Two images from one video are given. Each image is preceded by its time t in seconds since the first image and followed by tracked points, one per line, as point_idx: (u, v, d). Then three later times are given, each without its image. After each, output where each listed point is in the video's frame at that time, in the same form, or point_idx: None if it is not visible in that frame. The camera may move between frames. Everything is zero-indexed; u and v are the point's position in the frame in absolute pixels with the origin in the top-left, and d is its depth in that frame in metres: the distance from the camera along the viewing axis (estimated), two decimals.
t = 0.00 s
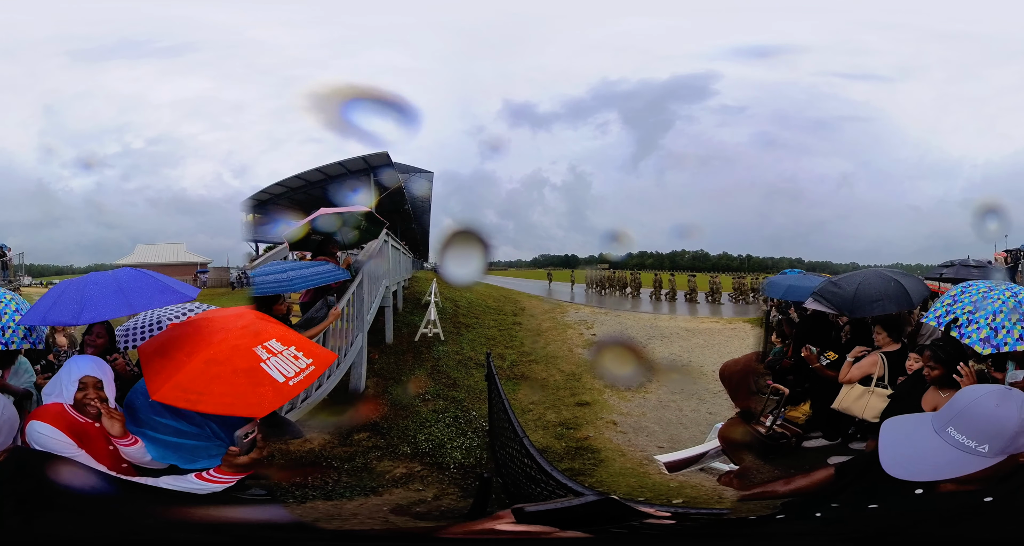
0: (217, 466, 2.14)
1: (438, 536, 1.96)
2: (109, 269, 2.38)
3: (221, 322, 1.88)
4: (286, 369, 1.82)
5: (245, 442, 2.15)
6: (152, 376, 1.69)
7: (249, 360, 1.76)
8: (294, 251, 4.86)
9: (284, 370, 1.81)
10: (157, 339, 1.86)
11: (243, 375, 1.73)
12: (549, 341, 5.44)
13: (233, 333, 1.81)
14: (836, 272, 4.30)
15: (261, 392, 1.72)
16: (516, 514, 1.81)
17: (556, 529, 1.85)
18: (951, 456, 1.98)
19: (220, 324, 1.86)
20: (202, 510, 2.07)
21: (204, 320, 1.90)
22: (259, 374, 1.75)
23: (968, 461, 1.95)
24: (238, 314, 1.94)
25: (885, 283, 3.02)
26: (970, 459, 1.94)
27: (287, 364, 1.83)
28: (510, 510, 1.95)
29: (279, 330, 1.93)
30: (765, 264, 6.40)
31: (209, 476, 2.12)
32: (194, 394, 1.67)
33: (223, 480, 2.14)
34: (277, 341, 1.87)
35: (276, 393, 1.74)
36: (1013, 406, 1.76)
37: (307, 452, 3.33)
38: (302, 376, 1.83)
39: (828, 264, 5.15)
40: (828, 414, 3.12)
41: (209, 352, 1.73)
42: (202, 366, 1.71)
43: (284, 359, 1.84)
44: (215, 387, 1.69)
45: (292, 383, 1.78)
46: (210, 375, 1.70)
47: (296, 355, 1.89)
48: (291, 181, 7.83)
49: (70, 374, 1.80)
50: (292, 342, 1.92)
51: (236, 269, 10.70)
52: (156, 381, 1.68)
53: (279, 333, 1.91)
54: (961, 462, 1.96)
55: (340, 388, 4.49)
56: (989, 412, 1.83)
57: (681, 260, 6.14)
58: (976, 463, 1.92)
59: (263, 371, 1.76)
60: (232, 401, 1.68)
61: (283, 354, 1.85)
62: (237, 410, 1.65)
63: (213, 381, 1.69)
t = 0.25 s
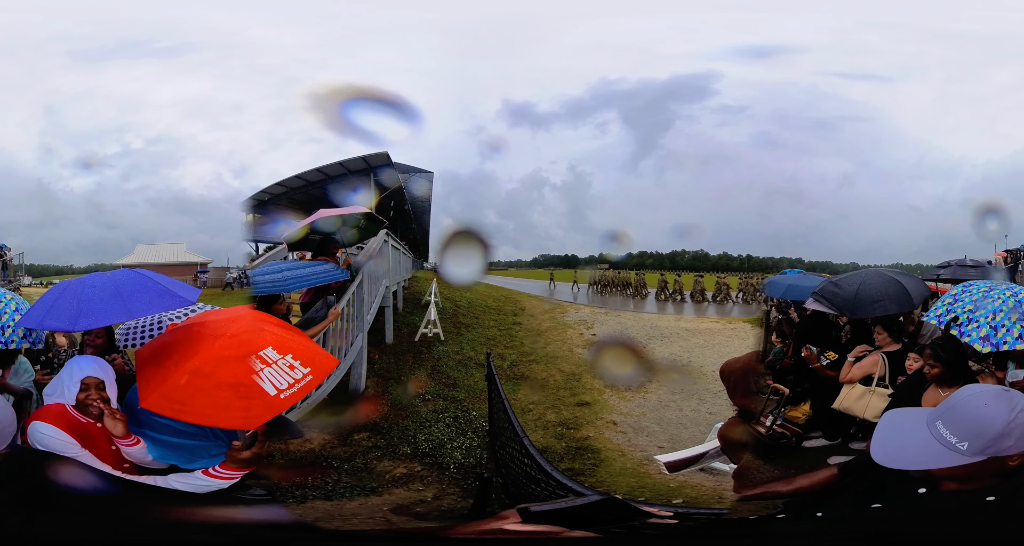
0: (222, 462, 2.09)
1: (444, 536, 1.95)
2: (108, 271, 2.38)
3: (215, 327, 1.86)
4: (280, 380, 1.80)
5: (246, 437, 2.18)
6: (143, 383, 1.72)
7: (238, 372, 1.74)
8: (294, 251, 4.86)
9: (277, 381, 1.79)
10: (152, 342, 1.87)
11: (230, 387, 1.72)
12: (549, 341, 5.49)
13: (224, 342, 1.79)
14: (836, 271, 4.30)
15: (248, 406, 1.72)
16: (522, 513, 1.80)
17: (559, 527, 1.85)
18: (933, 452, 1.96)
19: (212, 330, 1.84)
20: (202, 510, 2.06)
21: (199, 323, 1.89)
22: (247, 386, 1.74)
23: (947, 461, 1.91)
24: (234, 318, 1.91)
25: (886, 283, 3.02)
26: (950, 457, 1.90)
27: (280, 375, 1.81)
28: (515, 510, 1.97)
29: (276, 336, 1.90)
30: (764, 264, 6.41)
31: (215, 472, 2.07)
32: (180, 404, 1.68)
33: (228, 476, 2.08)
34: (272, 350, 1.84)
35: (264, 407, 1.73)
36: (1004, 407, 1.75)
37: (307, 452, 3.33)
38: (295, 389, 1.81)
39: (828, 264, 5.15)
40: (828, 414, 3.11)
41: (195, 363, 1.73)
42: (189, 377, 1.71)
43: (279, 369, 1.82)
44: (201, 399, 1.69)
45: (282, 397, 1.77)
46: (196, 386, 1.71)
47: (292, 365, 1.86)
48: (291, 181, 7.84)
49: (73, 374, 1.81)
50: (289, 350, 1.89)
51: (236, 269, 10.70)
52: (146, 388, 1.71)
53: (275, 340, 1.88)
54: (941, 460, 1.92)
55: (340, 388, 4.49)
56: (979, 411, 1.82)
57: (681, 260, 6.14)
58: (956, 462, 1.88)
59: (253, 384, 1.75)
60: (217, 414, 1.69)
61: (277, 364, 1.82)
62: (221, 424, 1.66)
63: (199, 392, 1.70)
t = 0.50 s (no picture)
0: (223, 464, 2.13)
1: (438, 536, 1.97)
2: (107, 272, 2.39)
3: (209, 329, 1.86)
4: (276, 382, 1.81)
5: (245, 438, 2.21)
6: (140, 384, 1.74)
7: (232, 376, 1.75)
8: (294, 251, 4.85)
9: (273, 383, 1.80)
10: (151, 342, 1.88)
11: (224, 391, 1.74)
12: (549, 341, 5.44)
13: (218, 344, 1.79)
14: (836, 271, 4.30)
15: (242, 408, 1.74)
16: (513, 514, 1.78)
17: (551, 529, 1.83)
18: (932, 446, 1.94)
19: (207, 332, 1.84)
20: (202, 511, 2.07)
21: (194, 324, 1.89)
22: (241, 389, 1.75)
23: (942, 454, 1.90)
24: (229, 319, 1.90)
25: (888, 283, 3.01)
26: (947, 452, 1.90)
27: (277, 377, 1.82)
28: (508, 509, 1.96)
29: (272, 336, 1.89)
30: (765, 264, 6.40)
31: (214, 472, 2.09)
32: (175, 406, 1.70)
33: (230, 477, 2.12)
34: (268, 351, 1.83)
35: (259, 410, 1.75)
36: None
37: (307, 453, 3.34)
38: (290, 391, 1.82)
39: (828, 264, 5.15)
40: (829, 414, 3.11)
41: (189, 366, 1.74)
42: (183, 380, 1.73)
43: (275, 370, 1.82)
44: (195, 402, 1.72)
45: (278, 399, 1.78)
46: (191, 388, 1.73)
47: (288, 366, 1.86)
48: (291, 181, 7.84)
49: (75, 374, 1.80)
50: (286, 350, 1.88)
51: (236, 269, 10.69)
52: (142, 389, 1.73)
53: (271, 340, 1.86)
54: (935, 453, 1.91)
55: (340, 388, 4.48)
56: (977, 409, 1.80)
57: (681, 260, 6.14)
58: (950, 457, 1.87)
59: (247, 387, 1.76)
60: (211, 416, 1.71)
61: (274, 365, 1.82)
62: (215, 426, 1.69)
63: (193, 395, 1.72)
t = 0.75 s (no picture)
0: (222, 465, 2.12)
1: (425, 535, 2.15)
2: (105, 272, 2.39)
3: (207, 330, 1.85)
4: (276, 382, 1.83)
5: (245, 439, 2.16)
6: (139, 387, 1.75)
7: (231, 378, 1.75)
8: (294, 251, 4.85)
9: (273, 383, 1.82)
10: (150, 345, 1.89)
11: (225, 392, 1.75)
12: (549, 341, 5.25)
13: (215, 346, 1.77)
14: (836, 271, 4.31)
15: (243, 410, 1.76)
16: (501, 512, 1.91)
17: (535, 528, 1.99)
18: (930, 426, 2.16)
19: (205, 333, 1.83)
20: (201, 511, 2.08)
21: (191, 325, 1.88)
22: (242, 391, 1.77)
23: (941, 437, 2.12)
24: (227, 320, 1.89)
25: (888, 283, 3.02)
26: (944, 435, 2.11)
27: (277, 377, 1.83)
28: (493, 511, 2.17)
29: (271, 335, 1.88)
30: (765, 264, 6.40)
31: (215, 474, 2.10)
32: (175, 409, 1.72)
33: (230, 478, 2.13)
34: (267, 351, 1.83)
35: (261, 410, 1.77)
36: None
37: (307, 452, 3.34)
38: (291, 390, 1.84)
39: (828, 264, 5.15)
40: (830, 415, 3.18)
41: (188, 369, 1.74)
42: (183, 382, 1.73)
43: (275, 370, 1.83)
44: (196, 404, 1.73)
45: (279, 400, 1.80)
46: (190, 390, 1.73)
47: (288, 365, 1.87)
48: (291, 181, 7.84)
49: (78, 375, 1.82)
50: (285, 350, 1.88)
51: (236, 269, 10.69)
52: (141, 392, 1.73)
53: (270, 340, 1.86)
54: (935, 434, 2.12)
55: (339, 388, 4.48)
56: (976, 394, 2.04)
57: (681, 260, 6.14)
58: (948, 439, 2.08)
59: (247, 388, 1.77)
60: (212, 418, 1.73)
61: (273, 365, 1.83)
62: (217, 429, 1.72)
63: (194, 397, 1.73)
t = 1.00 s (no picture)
0: (222, 465, 2.15)
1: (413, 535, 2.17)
2: (110, 276, 2.41)
3: (207, 330, 1.85)
4: (276, 381, 1.83)
5: (246, 439, 2.22)
6: (141, 386, 1.76)
7: (230, 377, 1.76)
8: (294, 251, 4.86)
9: (273, 382, 1.82)
10: (150, 345, 1.89)
11: (224, 392, 1.75)
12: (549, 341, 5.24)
13: (215, 346, 1.78)
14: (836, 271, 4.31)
15: (243, 409, 1.76)
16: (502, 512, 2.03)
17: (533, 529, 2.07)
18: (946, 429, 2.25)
19: (205, 333, 1.83)
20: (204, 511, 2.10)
21: (191, 325, 1.88)
22: (241, 390, 1.77)
23: (958, 438, 2.22)
24: (226, 320, 1.89)
25: (889, 283, 3.02)
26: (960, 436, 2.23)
27: (277, 376, 1.83)
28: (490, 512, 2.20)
29: (270, 335, 1.88)
30: (765, 264, 6.40)
31: (217, 473, 2.13)
32: (176, 408, 1.72)
33: (232, 478, 2.17)
34: (266, 350, 1.82)
35: (261, 409, 1.77)
36: None
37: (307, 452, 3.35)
38: (291, 389, 1.84)
39: (828, 264, 5.15)
40: (828, 416, 3.25)
41: (187, 369, 1.74)
42: (183, 381, 1.74)
43: (275, 369, 1.83)
44: (197, 404, 1.74)
45: (278, 398, 1.80)
46: (190, 389, 1.74)
47: (288, 364, 1.86)
48: (291, 181, 7.84)
49: (80, 375, 1.81)
50: (284, 349, 1.88)
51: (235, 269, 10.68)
52: (142, 392, 1.74)
53: (269, 339, 1.85)
54: (953, 436, 2.22)
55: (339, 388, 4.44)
56: (989, 398, 2.17)
57: (681, 260, 6.14)
58: (968, 440, 2.19)
59: (247, 387, 1.77)
60: (212, 417, 1.73)
61: (273, 364, 1.83)
62: (217, 427, 1.72)
63: (194, 396, 1.74)
